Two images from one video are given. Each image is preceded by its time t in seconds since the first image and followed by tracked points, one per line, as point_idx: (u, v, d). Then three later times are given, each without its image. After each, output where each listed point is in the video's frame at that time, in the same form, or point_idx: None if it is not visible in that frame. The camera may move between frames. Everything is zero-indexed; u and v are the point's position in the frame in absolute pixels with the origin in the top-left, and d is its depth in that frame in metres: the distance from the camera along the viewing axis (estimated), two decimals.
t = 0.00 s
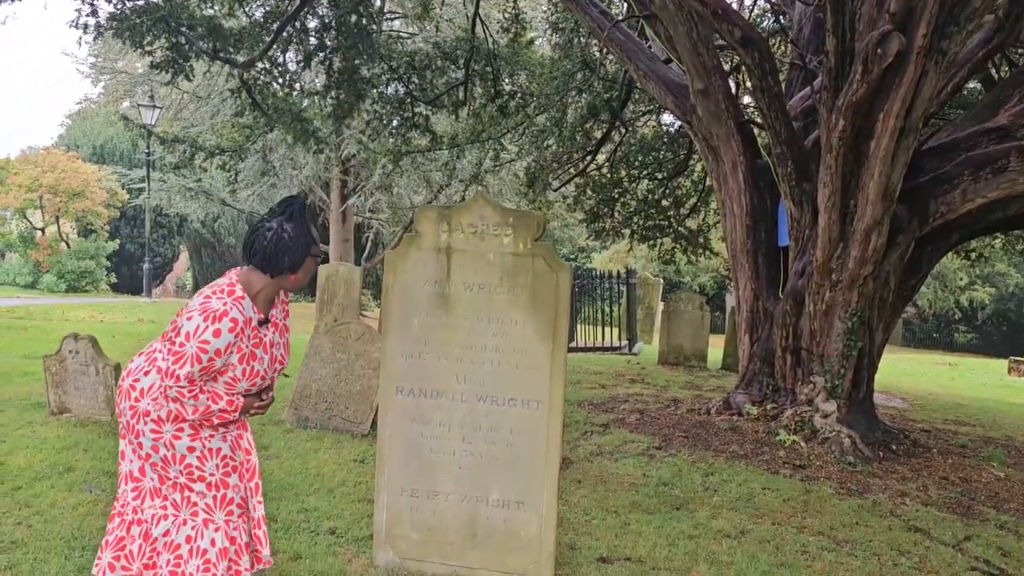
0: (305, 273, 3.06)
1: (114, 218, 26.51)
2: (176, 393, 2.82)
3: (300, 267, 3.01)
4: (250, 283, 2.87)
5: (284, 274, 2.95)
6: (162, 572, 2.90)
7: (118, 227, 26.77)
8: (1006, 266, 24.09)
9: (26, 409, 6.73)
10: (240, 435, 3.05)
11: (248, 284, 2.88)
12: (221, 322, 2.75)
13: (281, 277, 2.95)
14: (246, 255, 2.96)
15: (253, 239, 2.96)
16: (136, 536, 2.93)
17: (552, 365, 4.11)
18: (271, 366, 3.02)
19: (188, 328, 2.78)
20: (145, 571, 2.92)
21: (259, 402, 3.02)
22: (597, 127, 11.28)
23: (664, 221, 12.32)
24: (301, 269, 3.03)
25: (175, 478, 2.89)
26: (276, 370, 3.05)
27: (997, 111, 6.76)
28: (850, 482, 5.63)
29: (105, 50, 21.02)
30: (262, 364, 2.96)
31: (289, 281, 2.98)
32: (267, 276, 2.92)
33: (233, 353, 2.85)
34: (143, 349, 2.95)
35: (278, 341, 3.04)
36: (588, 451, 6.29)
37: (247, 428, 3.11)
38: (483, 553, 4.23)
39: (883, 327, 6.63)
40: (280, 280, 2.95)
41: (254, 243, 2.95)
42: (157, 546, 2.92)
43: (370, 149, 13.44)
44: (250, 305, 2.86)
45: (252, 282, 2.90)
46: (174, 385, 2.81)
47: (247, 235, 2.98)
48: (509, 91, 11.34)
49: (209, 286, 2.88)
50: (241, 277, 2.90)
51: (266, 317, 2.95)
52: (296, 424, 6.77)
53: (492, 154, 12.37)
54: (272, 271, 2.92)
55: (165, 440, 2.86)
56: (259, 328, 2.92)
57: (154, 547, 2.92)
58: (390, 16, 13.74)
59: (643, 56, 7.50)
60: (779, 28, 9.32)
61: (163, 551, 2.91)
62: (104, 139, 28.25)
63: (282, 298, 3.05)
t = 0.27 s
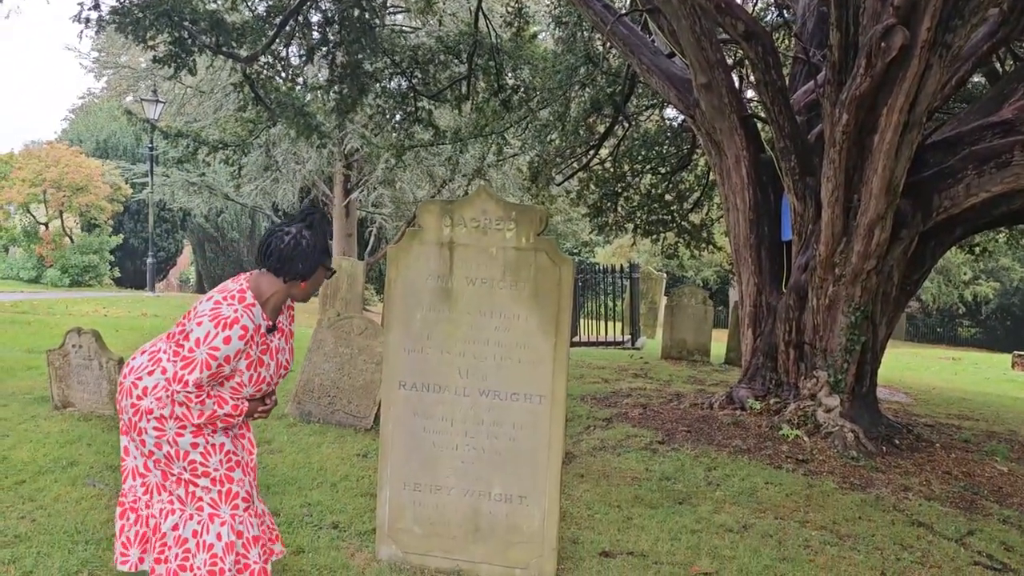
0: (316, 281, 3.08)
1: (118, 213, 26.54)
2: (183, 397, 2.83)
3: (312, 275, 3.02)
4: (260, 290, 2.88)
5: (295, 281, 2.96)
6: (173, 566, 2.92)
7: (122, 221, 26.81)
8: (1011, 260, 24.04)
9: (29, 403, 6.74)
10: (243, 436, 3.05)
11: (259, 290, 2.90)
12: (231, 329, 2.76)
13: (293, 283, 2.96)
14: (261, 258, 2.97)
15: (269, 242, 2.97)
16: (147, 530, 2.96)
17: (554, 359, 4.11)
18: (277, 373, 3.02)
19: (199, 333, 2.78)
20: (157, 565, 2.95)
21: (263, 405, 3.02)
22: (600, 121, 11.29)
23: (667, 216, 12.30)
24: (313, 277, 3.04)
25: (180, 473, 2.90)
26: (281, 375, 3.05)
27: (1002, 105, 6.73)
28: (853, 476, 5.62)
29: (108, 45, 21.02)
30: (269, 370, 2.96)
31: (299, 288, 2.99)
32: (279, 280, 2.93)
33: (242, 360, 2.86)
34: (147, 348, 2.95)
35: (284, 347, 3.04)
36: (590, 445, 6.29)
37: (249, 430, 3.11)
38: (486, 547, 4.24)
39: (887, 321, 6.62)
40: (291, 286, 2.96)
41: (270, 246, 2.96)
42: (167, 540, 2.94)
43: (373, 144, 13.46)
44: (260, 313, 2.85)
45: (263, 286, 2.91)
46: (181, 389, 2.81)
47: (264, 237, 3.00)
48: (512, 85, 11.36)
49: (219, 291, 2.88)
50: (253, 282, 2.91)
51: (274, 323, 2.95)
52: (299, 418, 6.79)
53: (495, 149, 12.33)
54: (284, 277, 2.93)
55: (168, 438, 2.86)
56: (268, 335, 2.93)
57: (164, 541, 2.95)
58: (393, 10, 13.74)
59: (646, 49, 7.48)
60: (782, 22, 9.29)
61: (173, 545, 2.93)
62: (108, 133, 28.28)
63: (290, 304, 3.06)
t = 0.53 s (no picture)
0: (321, 287, 3.05)
1: (121, 209, 26.56)
2: (182, 396, 2.82)
3: (318, 280, 3.00)
4: (263, 291, 2.86)
5: (301, 284, 2.94)
6: (175, 559, 2.94)
7: (125, 217, 26.83)
8: (1014, 256, 23.99)
9: (32, 399, 6.76)
10: (243, 435, 3.05)
11: (263, 291, 2.87)
12: (232, 330, 2.75)
13: (298, 286, 2.94)
14: (270, 259, 2.95)
15: (280, 243, 2.96)
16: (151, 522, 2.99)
17: (556, 355, 4.10)
18: (278, 374, 3.02)
19: (199, 333, 2.78)
20: (162, 556, 2.98)
21: (264, 406, 3.02)
22: (602, 117, 11.29)
23: (670, 212, 12.28)
24: (318, 283, 3.02)
25: (181, 468, 2.91)
26: (282, 376, 3.05)
27: (1005, 100, 6.71)
28: (855, 472, 5.62)
29: (111, 41, 21.02)
30: (269, 371, 2.96)
31: (303, 292, 2.97)
32: (285, 281, 2.90)
33: (242, 360, 2.86)
34: (150, 343, 2.96)
35: (286, 349, 3.04)
36: (592, 441, 6.29)
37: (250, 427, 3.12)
38: (488, 543, 4.25)
39: (889, 317, 6.62)
40: (296, 289, 2.94)
41: (280, 246, 2.95)
42: (170, 533, 2.96)
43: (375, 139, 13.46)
44: (262, 314, 2.84)
45: (268, 286, 2.88)
46: (179, 388, 2.81)
47: (275, 238, 2.99)
48: (514, 81, 11.34)
49: (222, 291, 2.87)
50: (258, 283, 2.89)
51: (276, 325, 2.94)
52: (301, 414, 6.79)
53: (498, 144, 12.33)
54: (290, 278, 2.91)
55: (168, 434, 2.87)
56: (270, 337, 2.92)
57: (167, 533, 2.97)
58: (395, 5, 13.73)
59: (649, 45, 7.47)
60: (787, 17, 9.27)
61: (176, 538, 2.95)
62: (111, 129, 28.29)
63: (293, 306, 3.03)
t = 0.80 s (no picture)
0: (322, 289, 3.05)
1: (123, 206, 26.58)
2: (180, 394, 2.83)
3: (319, 282, 3.00)
4: (262, 291, 2.86)
5: (301, 285, 2.95)
6: (171, 556, 2.91)
7: (127, 215, 26.85)
8: (1016, 253, 23.98)
9: (35, 396, 6.76)
10: (244, 434, 3.05)
11: (263, 291, 2.87)
12: (229, 329, 2.75)
13: (298, 287, 2.94)
14: (271, 259, 2.97)
15: (282, 244, 2.98)
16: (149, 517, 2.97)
17: (558, 353, 4.10)
18: (278, 374, 3.00)
19: (197, 331, 2.78)
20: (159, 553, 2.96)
21: (264, 406, 3.00)
22: (604, 114, 11.28)
23: (672, 209, 12.28)
24: (319, 285, 3.02)
25: (180, 464, 2.90)
26: (283, 376, 3.03)
27: (1008, 97, 6.70)
28: (858, 469, 5.62)
29: (112, 39, 21.01)
30: (268, 371, 2.94)
31: (303, 293, 2.97)
32: (286, 282, 2.91)
33: (239, 359, 2.85)
34: (151, 340, 2.97)
35: (287, 349, 3.01)
36: (595, 439, 6.29)
37: (252, 426, 3.11)
38: (490, 540, 4.25)
39: (892, 314, 6.61)
40: (296, 290, 2.94)
41: (283, 247, 2.96)
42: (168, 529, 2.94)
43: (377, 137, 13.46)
44: (260, 313, 2.83)
45: (267, 286, 2.88)
46: (177, 386, 2.82)
47: (278, 238, 3.00)
48: (516, 78, 11.33)
49: (223, 289, 2.87)
50: (257, 282, 2.89)
51: (276, 325, 2.93)
52: (303, 411, 6.80)
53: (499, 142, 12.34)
54: (291, 279, 2.91)
55: (167, 430, 2.87)
56: (269, 337, 2.90)
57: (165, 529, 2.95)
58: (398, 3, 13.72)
59: (651, 42, 7.47)
60: (789, 14, 9.26)
61: (173, 535, 2.93)
62: (113, 126, 28.29)
63: (295, 307, 3.03)
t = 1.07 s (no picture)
0: (318, 291, 3.05)
1: (125, 205, 26.60)
2: (176, 394, 2.84)
3: (315, 284, 3.00)
4: (257, 292, 2.86)
5: (297, 287, 2.94)
6: (171, 554, 2.92)
7: (129, 214, 26.87)
8: (1018, 252, 23.97)
9: (37, 395, 6.77)
10: (245, 436, 3.04)
11: (259, 291, 2.88)
12: (222, 330, 2.74)
13: (294, 288, 2.94)
14: (269, 259, 2.97)
15: (280, 244, 2.97)
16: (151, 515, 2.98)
17: (559, 352, 4.10)
18: (275, 375, 3.00)
19: (191, 332, 2.79)
20: (160, 552, 2.96)
21: (263, 407, 3.00)
22: (606, 113, 11.28)
23: (674, 208, 12.27)
24: (316, 287, 3.02)
25: (181, 462, 2.91)
26: (281, 378, 3.03)
27: (1010, 96, 6.70)
28: (859, 468, 5.61)
29: (114, 38, 21.02)
30: (264, 372, 2.95)
31: (299, 295, 2.96)
32: (282, 283, 2.91)
33: (234, 360, 2.85)
34: (151, 339, 2.98)
35: (286, 349, 3.02)
36: (596, 437, 6.29)
37: (253, 426, 3.10)
38: (492, 539, 4.25)
39: (894, 313, 6.61)
40: (292, 291, 2.94)
41: (280, 248, 2.95)
42: (170, 527, 2.95)
43: (379, 136, 13.45)
44: (255, 314, 2.83)
45: (264, 286, 2.89)
46: (173, 386, 2.83)
47: (275, 238, 3.00)
48: (518, 77, 11.33)
49: (220, 289, 2.88)
50: (253, 283, 2.89)
51: (272, 326, 2.93)
52: (305, 410, 6.79)
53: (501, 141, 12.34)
54: (287, 280, 2.91)
55: (167, 429, 2.88)
56: (264, 337, 2.91)
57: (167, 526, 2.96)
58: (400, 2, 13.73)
59: (652, 41, 7.47)
60: (791, 12, 9.26)
61: (174, 533, 2.93)
62: (115, 126, 28.30)
63: (293, 308, 3.03)
